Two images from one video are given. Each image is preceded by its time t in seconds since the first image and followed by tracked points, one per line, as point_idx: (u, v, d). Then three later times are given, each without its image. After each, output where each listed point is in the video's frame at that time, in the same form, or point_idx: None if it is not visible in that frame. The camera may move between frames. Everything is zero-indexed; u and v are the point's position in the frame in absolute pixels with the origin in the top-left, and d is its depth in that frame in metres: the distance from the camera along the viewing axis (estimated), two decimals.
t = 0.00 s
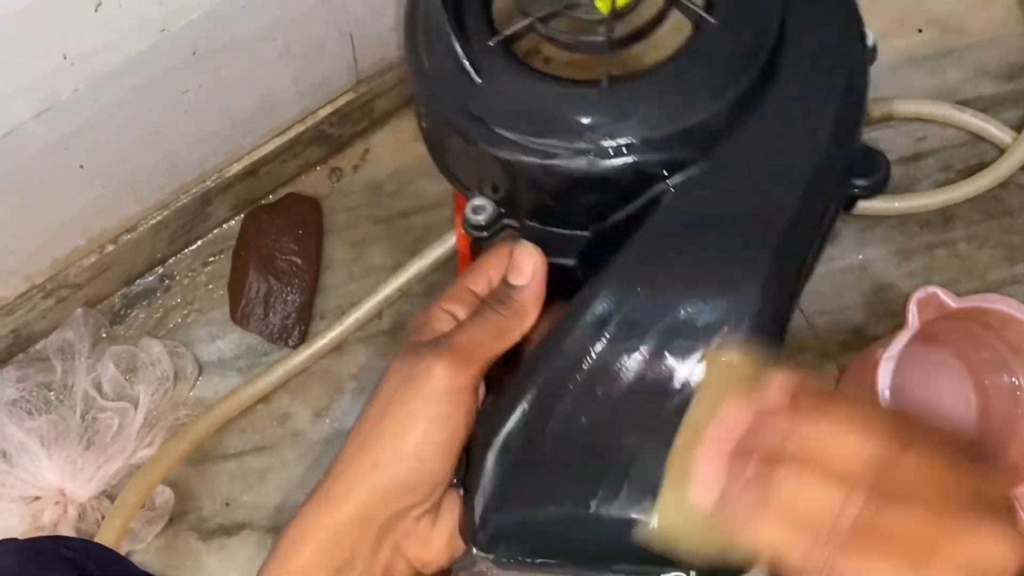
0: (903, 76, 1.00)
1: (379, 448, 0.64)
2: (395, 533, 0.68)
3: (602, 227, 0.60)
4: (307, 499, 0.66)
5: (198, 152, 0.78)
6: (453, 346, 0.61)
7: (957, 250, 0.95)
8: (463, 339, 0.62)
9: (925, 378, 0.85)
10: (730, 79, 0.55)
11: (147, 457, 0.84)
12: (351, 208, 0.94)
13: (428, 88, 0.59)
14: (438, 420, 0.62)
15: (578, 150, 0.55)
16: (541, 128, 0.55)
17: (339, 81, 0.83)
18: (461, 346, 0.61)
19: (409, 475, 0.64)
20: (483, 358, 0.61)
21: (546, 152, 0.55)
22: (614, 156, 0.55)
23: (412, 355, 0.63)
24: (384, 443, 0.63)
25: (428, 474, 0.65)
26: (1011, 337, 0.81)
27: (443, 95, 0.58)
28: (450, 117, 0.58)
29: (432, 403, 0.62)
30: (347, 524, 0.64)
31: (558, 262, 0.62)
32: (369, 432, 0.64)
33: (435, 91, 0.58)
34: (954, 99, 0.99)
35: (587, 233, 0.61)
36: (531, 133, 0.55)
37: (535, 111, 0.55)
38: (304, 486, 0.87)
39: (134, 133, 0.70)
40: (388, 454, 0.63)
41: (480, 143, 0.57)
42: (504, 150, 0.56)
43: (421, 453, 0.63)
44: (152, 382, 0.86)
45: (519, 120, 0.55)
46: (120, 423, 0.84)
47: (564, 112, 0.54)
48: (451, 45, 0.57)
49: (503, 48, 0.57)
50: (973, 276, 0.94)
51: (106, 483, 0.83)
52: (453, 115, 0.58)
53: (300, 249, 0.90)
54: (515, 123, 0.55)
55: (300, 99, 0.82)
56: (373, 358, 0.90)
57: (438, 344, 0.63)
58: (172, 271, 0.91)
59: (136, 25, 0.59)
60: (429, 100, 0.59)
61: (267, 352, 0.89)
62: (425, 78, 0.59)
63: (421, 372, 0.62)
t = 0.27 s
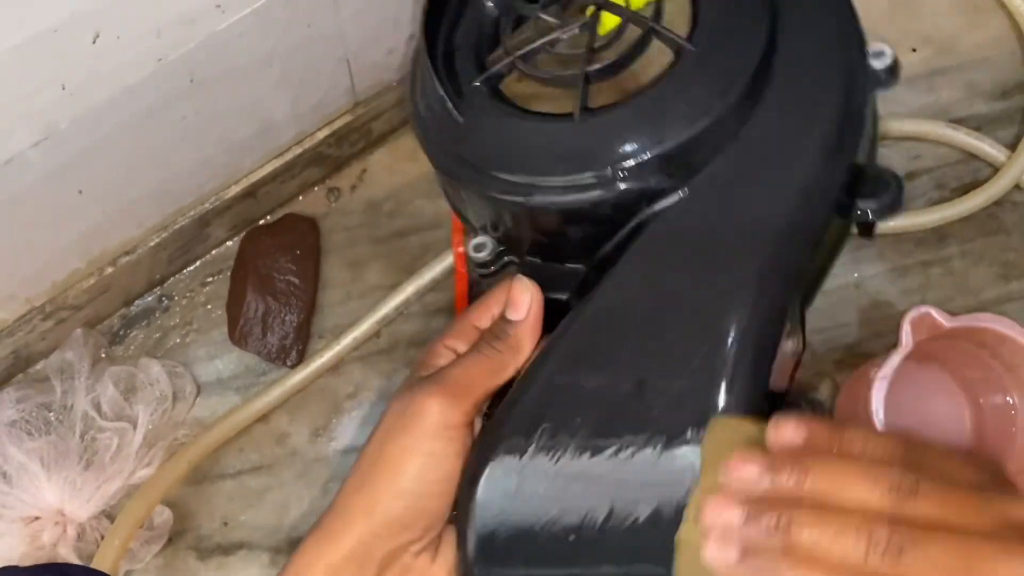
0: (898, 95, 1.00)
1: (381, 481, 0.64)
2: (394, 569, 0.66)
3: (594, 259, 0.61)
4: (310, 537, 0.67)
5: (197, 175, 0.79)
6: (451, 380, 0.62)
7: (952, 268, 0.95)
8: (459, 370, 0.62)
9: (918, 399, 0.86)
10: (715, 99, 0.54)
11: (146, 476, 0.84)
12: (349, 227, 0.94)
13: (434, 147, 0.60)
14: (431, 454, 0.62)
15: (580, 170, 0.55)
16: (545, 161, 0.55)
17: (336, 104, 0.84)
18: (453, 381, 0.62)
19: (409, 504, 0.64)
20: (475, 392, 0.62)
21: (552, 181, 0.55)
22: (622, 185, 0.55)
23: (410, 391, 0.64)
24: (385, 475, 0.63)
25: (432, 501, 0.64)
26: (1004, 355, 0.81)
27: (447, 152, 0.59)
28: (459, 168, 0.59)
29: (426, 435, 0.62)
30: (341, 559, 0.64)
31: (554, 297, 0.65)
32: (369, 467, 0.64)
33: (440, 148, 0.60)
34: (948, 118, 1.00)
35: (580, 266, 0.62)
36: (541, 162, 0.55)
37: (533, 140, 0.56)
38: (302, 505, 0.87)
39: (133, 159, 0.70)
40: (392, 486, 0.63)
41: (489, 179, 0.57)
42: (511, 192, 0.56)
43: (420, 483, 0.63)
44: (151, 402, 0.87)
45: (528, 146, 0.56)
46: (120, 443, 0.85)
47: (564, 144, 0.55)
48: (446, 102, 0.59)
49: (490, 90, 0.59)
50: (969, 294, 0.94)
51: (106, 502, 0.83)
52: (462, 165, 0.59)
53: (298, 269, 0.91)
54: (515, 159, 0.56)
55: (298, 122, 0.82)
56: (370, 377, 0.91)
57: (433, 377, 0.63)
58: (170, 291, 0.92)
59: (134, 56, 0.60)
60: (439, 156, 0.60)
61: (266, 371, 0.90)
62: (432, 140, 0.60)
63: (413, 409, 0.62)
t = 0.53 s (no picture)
0: (897, 102, 1.01)
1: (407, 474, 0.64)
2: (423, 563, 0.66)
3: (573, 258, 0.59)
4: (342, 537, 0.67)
5: (198, 184, 0.79)
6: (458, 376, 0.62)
7: (952, 275, 0.95)
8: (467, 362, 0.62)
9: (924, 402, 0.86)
10: (621, 81, 0.57)
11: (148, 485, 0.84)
12: (349, 235, 0.94)
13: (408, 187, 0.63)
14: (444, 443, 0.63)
15: (518, 163, 0.58)
16: (486, 159, 0.58)
17: (336, 113, 0.84)
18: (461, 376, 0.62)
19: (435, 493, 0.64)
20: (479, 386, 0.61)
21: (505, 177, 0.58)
22: (567, 154, 0.57)
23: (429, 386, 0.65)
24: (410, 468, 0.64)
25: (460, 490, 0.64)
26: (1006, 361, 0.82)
27: (415, 185, 0.62)
28: (428, 189, 0.61)
29: (438, 427, 0.62)
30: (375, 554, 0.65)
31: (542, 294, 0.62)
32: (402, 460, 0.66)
33: (407, 183, 0.63)
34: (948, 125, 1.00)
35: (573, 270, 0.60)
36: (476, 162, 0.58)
37: (484, 140, 0.59)
38: (304, 513, 0.87)
39: (134, 167, 0.70)
40: (418, 480, 0.64)
41: (454, 193, 0.60)
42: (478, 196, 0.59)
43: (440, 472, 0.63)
44: (153, 411, 0.87)
45: (469, 152, 0.59)
46: (121, 452, 0.85)
47: (515, 142, 0.58)
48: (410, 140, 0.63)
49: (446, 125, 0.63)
50: (969, 300, 0.95)
51: (108, 511, 0.84)
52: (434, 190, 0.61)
53: (299, 277, 0.91)
54: (464, 166, 0.59)
55: (299, 131, 0.83)
56: (371, 385, 0.91)
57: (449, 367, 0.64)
58: (172, 300, 0.92)
59: (135, 65, 0.60)
60: (412, 195, 0.63)
61: (266, 380, 0.90)
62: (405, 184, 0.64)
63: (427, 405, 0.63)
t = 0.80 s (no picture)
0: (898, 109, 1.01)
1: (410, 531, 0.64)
2: None
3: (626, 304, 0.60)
4: None
5: (201, 193, 0.79)
6: (480, 429, 0.64)
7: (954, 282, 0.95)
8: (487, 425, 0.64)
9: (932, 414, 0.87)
10: (765, 158, 0.55)
11: (152, 494, 0.84)
12: (352, 244, 0.94)
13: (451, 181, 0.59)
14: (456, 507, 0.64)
15: (599, 233, 0.55)
16: (564, 210, 0.55)
17: (339, 122, 0.84)
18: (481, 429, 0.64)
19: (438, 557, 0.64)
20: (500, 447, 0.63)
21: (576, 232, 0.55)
22: (636, 243, 0.55)
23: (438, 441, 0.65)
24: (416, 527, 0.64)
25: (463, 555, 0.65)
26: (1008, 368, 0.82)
27: (466, 192, 0.58)
28: (479, 207, 0.58)
29: (458, 484, 0.63)
30: None
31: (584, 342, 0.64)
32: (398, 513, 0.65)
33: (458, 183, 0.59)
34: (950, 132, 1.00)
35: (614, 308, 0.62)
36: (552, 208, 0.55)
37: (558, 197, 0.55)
38: (308, 521, 0.88)
39: (138, 177, 0.71)
40: (422, 539, 0.64)
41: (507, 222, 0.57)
42: (517, 233, 0.57)
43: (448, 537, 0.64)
44: (156, 420, 0.87)
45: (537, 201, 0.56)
46: (125, 460, 0.85)
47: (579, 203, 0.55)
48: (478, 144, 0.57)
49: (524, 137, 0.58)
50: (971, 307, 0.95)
51: (111, 520, 0.84)
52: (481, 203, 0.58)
53: (303, 285, 0.91)
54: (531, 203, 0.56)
55: (302, 140, 0.83)
56: (374, 393, 0.91)
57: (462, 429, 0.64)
58: (175, 308, 0.92)
59: (138, 76, 0.61)
60: (458, 197, 0.59)
61: (271, 389, 0.90)
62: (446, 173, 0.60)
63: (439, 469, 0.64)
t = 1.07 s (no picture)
0: (898, 113, 1.01)
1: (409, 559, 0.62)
2: None
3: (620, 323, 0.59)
4: None
5: (201, 199, 0.79)
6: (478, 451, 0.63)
7: (954, 285, 0.96)
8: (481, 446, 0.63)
9: (939, 424, 0.87)
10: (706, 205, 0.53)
11: (152, 500, 0.85)
12: (352, 250, 0.94)
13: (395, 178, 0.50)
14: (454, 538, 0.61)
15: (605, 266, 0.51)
16: (600, 244, 0.49)
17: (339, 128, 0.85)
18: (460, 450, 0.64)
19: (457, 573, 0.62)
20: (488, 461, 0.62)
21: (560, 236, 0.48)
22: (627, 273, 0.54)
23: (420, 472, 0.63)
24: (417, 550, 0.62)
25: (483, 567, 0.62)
26: (1010, 371, 0.82)
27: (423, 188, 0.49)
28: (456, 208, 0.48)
29: (469, 511, 0.61)
30: None
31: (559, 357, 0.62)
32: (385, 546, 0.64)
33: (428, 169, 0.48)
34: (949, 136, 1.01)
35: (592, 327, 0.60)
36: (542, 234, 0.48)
37: (543, 188, 0.47)
38: (309, 527, 0.88)
39: (137, 183, 0.71)
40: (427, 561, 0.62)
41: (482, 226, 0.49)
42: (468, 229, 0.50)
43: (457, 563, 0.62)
44: (157, 426, 0.87)
45: (533, 207, 0.47)
46: (126, 467, 0.85)
47: (583, 224, 0.48)
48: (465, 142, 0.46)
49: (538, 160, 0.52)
50: (970, 311, 0.95)
51: (112, 526, 0.84)
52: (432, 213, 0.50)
53: (303, 291, 0.91)
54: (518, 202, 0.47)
55: (302, 145, 0.83)
56: (376, 399, 0.91)
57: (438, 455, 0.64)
58: (176, 314, 0.92)
59: (138, 81, 0.61)
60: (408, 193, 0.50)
61: (271, 395, 0.91)
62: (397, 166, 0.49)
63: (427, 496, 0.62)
